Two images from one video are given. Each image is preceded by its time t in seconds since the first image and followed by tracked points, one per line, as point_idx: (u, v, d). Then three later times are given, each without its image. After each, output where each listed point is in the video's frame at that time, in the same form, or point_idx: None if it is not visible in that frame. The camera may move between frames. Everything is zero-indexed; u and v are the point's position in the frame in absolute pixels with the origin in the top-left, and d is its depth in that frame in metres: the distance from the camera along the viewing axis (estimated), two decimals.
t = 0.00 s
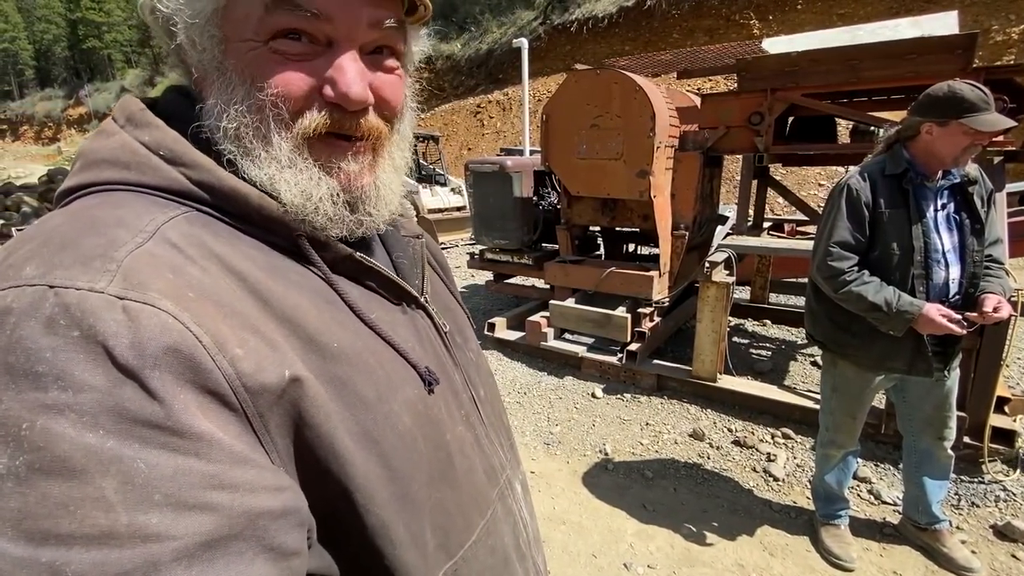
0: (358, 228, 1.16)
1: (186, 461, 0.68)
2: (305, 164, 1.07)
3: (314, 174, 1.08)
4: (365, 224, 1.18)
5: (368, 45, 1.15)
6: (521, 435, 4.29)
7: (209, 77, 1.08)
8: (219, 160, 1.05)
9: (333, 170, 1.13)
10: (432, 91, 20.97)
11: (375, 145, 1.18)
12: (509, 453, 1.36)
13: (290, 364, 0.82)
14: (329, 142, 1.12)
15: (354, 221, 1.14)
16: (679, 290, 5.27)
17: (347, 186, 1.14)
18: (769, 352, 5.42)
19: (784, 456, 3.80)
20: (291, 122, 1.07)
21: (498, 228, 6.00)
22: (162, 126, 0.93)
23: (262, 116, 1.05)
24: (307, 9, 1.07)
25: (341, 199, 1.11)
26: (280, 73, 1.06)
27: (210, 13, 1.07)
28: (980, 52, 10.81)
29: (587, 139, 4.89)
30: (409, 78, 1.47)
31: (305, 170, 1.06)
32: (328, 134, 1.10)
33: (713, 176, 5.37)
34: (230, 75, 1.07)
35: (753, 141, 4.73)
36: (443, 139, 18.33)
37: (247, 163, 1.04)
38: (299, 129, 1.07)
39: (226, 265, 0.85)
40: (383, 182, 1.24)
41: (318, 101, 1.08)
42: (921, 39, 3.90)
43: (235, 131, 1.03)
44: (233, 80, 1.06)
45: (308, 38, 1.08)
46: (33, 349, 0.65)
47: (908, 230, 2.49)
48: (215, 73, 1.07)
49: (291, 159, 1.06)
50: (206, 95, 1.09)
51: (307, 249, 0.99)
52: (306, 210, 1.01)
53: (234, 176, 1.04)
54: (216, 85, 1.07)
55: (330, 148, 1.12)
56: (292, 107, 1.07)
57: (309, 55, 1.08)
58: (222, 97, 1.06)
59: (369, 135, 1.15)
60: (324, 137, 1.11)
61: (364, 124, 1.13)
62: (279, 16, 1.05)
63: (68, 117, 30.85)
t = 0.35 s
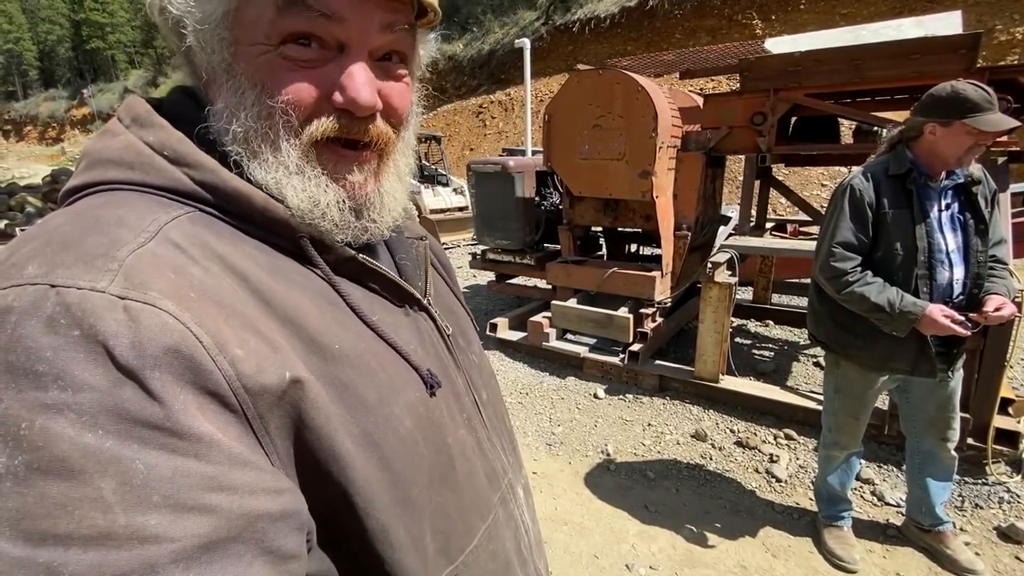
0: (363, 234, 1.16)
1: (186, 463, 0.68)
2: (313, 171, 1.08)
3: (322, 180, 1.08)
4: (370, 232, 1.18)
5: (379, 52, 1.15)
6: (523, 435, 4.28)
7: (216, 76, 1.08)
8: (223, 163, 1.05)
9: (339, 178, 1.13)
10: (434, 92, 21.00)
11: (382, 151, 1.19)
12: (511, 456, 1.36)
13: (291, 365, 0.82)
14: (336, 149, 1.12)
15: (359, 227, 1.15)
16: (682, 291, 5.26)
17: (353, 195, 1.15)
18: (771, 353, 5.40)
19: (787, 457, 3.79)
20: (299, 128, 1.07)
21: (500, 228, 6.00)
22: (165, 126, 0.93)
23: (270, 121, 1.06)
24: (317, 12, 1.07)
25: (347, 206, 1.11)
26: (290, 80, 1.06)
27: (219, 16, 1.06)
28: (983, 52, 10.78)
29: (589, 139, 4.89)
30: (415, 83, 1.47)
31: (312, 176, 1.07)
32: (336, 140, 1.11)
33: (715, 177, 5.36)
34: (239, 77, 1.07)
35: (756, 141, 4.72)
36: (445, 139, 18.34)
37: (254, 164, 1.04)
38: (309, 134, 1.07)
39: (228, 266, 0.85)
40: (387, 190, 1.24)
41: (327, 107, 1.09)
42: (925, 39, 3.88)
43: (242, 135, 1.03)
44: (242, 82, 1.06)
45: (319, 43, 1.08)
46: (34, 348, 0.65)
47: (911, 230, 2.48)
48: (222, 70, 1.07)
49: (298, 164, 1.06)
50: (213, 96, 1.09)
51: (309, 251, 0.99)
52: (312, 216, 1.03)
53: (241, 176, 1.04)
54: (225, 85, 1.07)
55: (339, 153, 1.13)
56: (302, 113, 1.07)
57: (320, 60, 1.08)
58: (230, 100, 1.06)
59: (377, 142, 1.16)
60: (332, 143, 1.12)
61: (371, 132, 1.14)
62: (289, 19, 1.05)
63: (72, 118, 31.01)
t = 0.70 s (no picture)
0: (376, 229, 1.17)
1: (197, 467, 0.68)
2: (325, 169, 1.08)
3: (334, 178, 1.09)
4: (383, 226, 1.18)
5: (385, 47, 1.16)
6: (525, 435, 4.28)
7: (225, 76, 1.08)
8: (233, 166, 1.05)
9: (352, 174, 1.13)
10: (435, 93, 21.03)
11: (392, 147, 1.19)
12: (516, 460, 1.37)
13: (300, 370, 0.82)
14: (348, 146, 1.12)
15: (372, 224, 1.15)
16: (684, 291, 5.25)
17: (366, 189, 1.15)
18: (773, 354, 5.40)
19: (789, 458, 3.78)
20: (310, 129, 1.07)
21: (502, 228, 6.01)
22: (175, 129, 0.93)
23: (281, 121, 1.06)
24: (324, 6, 1.07)
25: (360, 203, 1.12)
26: (300, 78, 1.06)
27: (225, 17, 1.06)
28: (987, 52, 10.76)
29: (591, 139, 4.89)
30: (423, 84, 1.48)
31: (324, 175, 1.07)
32: (348, 138, 1.11)
33: (717, 177, 5.36)
34: (247, 80, 1.07)
35: (758, 141, 4.71)
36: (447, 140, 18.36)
37: (266, 166, 1.04)
38: (321, 135, 1.07)
39: (237, 269, 0.85)
40: (398, 184, 1.24)
41: (338, 104, 1.09)
42: (928, 39, 3.87)
43: (253, 136, 1.03)
44: (251, 84, 1.06)
45: (327, 41, 1.09)
46: (44, 352, 0.65)
47: (913, 231, 2.47)
48: (232, 72, 1.07)
49: (312, 164, 1.07)
50: (222, 99, 1.09)
51: (318, 254, 1.00)
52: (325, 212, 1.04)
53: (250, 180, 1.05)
54: (233, 86, 1.07)
55: (352, 149, 1.13)
56: (313, 112, 1.07)
57: (327, 57, 1.09)
58: (240, 103, 1.06)
59: (386, 138, 1.16)
60: (344, 140, 1.12)
61: (381, 128, 1.14)
62: (296, 16, 1.06)
63: (76, 117, 31.15)
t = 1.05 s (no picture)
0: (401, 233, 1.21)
1: (206, 472, 0.69)
2: (364, 174, 1.12)
3: (371, 183, 1.12)
4: (407, 234, 1.23)
5: (424, 61, 1.20)
6: (525, 436, 4.29)
7: (266, 75, 1.07)
8: (270, 167, 1.06)
9: (387, 181, 1.17)
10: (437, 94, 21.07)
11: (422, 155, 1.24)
12: (520, 459, 1.37)
13: (308, 374, 0.82)
14: (386, 153, 1.16)
15: (399, 228, 1.19)
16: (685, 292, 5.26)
17: (397, 195, 1.19)
18: (774, 354, 5.39)
19: (789, 458, 3.78)
20: (358, 130, 1.10)
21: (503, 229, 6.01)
22: (179, 133, 0.94)
23: (328, 125, 1.08)
24: (381, 23, 1.10)
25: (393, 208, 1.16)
26: (351, 84, 1.08)
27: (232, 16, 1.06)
28: (989, 52, 10.76)
29: (591, 140, 4.90)
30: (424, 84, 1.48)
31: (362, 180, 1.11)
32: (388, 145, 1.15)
33: (718, 178, 5.36)
34: (292, 82, 1.07)
35: (759, 142, 4.71)
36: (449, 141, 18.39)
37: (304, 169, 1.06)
38: (366, 139, 1.10)
39: (243, 273, 0.85)
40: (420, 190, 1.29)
41: (382, 110, 1.12)
42: (929, 40, 3.87)
43: (297, 137, 1.05)
44: (297, 87, 1.07)
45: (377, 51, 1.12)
46: (53, 358, 0.65)
47: (913, 232, 2.47)
48: (275, 72, 1.07)
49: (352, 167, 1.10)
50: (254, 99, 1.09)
51: (322, 257, 0.99)
52: (364, 219, 1.10)
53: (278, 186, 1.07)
54: (275, 87, 1.07)
55: (389, 156, 1.17)
56: (359, 117, 1.10)
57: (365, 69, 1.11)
58: (284, 104, 1.07)
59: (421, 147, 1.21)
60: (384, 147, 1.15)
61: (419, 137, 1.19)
62: (353, 27, 1.07)
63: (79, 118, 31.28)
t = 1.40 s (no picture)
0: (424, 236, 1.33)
1: (268, 476, 0.70)
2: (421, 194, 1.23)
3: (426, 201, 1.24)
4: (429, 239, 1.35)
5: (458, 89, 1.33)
6: (524, 438, 4.28)
7: (348, 99, 1.09)
8: (338, 186, 1.11)
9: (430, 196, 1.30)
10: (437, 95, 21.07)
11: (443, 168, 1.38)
12: (521, 456, 1.38)
13: (350, 378, 0.84)
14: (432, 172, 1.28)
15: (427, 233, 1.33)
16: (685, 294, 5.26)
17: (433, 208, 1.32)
18: (774, 356, 5.39)
19: (788, 461, 3.78)
20: (422, 154, 1.20)
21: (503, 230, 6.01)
22: (204, 143, 0.94)
23: (401, 152, 1.16)
24: (457, 69, 1.19)
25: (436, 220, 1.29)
26: (424, 117, 1.18)
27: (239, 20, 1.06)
28: (989, 53, 10.75)
29: (591, 142, 4.90)
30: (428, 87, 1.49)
31: (422, 199, 1.22)
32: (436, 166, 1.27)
33: (717, 179, 5.36)
34: (373, 110, 1.12)
35: (758, 144, 4.69)
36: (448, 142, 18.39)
37: (373, 189, 1.13)
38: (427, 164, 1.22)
39: (276, 281, 0.86)
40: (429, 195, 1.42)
41: (438, 137, 1.23)
42: (927, 42, 3.86)
43: (374, 161, 1.11)
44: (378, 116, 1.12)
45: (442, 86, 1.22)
46: (111, 370, 0.65)
47: (910, 235, 2.47)
48: (358, 97, 1.10)
49: (415, 187, 1.20)
50: (325, 120, 1.10)
51: (346, 265, 0.99)
52: (417, 235, 1.21)
53: (334, 202, 1.11)
54: (354, 112, 1.10)
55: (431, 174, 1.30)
56: (423, 144, 1.20)
57: (426, 103, 1.18)
58: (364, 129, 1.11)
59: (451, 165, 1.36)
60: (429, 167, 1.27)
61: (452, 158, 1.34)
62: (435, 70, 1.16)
63: (79, 119, 31.35)
